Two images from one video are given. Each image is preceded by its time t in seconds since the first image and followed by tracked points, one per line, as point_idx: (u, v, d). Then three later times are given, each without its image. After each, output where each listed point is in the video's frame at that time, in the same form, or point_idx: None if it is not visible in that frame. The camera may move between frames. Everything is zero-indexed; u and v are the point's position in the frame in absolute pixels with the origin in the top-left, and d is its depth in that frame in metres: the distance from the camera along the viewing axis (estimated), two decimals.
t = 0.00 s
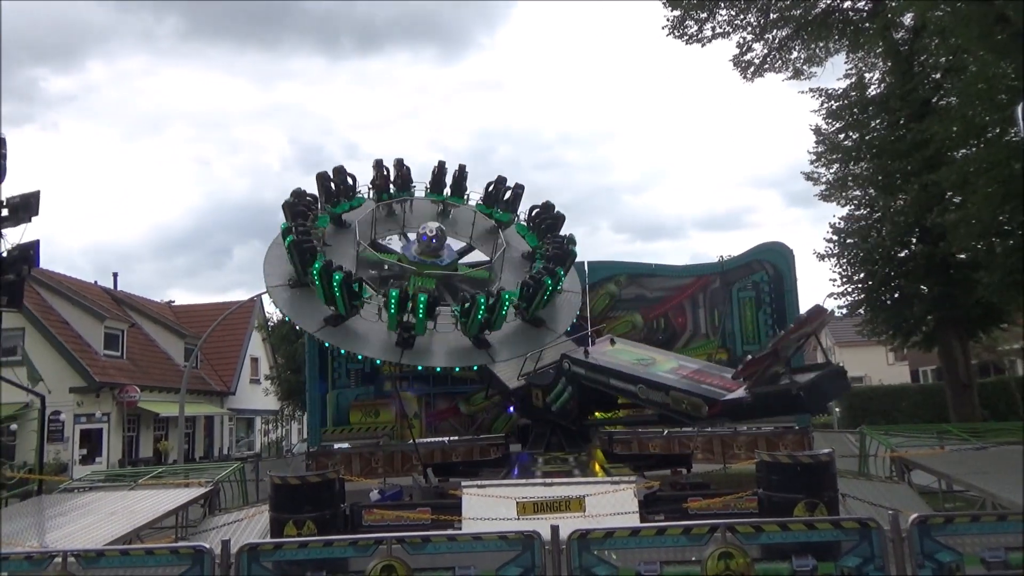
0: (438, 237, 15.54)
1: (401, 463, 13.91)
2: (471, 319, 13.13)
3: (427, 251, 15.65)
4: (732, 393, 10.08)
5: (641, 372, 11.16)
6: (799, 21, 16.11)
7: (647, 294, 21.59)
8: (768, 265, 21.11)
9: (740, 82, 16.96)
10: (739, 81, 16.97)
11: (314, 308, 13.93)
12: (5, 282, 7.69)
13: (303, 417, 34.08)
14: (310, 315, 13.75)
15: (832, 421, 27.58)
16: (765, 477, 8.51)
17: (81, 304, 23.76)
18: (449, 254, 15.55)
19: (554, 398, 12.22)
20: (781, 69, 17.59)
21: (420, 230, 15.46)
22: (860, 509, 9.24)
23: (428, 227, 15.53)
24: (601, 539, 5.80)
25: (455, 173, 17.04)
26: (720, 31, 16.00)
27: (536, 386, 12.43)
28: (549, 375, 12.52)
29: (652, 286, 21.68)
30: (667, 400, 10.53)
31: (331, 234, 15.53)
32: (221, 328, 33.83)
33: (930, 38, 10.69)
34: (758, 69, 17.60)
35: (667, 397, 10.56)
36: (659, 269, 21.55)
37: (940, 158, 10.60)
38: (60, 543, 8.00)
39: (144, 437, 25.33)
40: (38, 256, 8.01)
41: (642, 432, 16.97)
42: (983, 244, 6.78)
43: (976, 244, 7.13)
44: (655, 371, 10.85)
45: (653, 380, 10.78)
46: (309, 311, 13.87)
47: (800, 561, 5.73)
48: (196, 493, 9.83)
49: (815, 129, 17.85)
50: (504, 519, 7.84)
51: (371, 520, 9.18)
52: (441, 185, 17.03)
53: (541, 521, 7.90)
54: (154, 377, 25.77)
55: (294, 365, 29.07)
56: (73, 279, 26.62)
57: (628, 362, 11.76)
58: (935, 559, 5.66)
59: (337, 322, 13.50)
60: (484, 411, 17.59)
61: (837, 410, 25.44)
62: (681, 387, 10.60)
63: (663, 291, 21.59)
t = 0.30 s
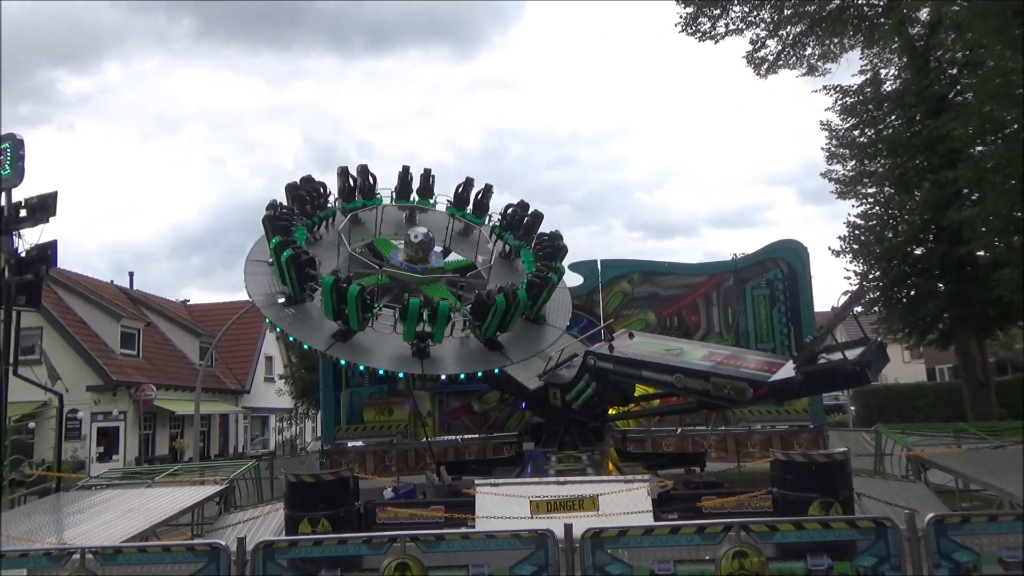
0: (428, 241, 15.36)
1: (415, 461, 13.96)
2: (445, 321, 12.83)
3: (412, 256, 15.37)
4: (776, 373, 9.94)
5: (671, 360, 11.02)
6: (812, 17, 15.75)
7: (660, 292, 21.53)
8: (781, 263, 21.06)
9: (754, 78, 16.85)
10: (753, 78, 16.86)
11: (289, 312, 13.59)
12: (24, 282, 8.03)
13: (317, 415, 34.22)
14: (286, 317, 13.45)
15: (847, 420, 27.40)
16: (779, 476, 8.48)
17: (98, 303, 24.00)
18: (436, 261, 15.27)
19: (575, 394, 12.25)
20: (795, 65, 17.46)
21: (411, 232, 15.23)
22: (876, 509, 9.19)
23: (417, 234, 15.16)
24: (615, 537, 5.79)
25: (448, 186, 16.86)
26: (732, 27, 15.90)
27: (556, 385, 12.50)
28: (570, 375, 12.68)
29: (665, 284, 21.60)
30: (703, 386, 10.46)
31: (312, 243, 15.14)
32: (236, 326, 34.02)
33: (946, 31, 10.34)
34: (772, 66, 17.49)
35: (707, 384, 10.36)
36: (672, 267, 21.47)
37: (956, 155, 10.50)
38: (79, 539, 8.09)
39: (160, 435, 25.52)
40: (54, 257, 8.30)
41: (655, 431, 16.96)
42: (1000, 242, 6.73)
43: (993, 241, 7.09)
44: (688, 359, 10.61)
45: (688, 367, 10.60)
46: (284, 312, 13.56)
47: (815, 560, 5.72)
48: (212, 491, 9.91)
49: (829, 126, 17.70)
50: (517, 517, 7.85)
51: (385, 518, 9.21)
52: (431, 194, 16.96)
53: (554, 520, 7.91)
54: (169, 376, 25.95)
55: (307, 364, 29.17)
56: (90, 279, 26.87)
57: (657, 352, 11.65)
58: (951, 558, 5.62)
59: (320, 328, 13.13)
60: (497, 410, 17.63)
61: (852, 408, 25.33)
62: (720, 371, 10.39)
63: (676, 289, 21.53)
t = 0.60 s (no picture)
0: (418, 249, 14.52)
1: (427, 458, 14.02)
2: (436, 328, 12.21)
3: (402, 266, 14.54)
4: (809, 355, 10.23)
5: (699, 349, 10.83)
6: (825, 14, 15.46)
7: (672, 290, 21.44)
8: (794, 260, 21.02)
9: (766, 75, 16.76)
10: (765, 75, 16.77)
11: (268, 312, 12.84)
12: (40, 282, 8.16)
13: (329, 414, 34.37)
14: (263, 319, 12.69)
15: (862, 418, 27.22)
16: (792, 474, 8.45)
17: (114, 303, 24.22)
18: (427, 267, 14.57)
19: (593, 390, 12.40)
20: (808, 61, 17.35)
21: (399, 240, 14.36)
22: (890, 508, 9.15)
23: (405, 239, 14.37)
24: (627, 536, 5.79)
25: (447, 194, 16.59)
26: (744, 24, 15.82)
27: (571, 384, 12.63)
28: (584, 374, 12.78)
29: (678, 282, 21.55)
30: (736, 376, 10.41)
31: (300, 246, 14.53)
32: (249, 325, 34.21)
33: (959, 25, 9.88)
34: (784, 62, 17.39)
35: (739, 370, 10.47)
36: (684, 265, 21.41)
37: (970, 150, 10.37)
38: (95, 537, 8.17)
39: (174, 433, 25.70)
40: (70, 257, 8.29)
41: (667, 429, 16.92)
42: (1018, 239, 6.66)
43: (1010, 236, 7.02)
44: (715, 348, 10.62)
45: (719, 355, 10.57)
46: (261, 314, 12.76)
47: (828, 559, 5.69)
48: (226, 489, 9.97)
49: (842, 122, 17.57)
50: (529, 516, 7.85)
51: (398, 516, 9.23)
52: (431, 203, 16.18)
53: (567, 518, 7.92)
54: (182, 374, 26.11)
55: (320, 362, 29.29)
56: (105, 279, 27.09)
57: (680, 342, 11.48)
58: (967, 558, 5.58)
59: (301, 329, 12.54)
60: (508, 408, 17.65)
61: (866, 406, 25.18)
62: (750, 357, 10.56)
63: (688, 287, 21.49)
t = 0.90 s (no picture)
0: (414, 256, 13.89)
1: (436, 457, 14.04)
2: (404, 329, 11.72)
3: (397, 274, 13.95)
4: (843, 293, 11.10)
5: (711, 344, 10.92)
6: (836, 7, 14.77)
7: (682, 288, 21.41)
8: (805, 257, 20.93)
9: (776, 72, 16.69)
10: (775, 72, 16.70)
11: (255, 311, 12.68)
12: (53, 282, 8.24)
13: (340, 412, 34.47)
14: (257, 324, 12.43)
15: (874, 417, 27.07)
16: (803, 472, 8.42)
17: (125, 302, 24.36)
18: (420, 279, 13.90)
19: (609, 386, 12.94)
20: (818, 58, 17.24)
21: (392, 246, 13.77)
22: (902, 506, 9.11)
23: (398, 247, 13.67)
24: (637, 534, 5.78)
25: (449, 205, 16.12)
26: (753, 20, 15.75)
27: (586, 381, 12.94)
28: (599, 371, 13.13)
29: (687, 280, 21.50)
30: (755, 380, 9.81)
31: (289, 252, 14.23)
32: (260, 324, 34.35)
33: (970, 21, 9.44)
34: (794, 59, 17.31)
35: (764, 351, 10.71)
36: (694, 263, 21.37)
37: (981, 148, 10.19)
38: (108, 535, 8.22)
39: (186, 432, 25.82)
40: (83, 257, 8.42)
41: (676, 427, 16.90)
42: None
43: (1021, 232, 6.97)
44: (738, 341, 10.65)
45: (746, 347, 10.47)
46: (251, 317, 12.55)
47: (840, 558, 5.67)
48: (237, 487, 10.01)
49: (853, 119, 17.44)
50: (539, 514, 7.86)
51: (408, 514, 9.25)
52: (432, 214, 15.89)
53: (576, 516, 7.92)
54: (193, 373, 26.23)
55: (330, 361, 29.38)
56: (117, 278, 27.27)
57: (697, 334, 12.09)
58: (981, 557, 5.55)
59: (291, 335, 12.10)
60: (518, 406, 17.67)
61: (878, 404, 25.06)
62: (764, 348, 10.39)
63: (698, 285, 21.44)
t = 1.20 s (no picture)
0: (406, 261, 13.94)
1: (444, 455, 14.07)
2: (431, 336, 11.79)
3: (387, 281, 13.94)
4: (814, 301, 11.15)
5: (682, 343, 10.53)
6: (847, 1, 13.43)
7: (689, 286, 21.38)
8: (813, 255, 20.87)
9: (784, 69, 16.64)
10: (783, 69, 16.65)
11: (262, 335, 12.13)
12: (62, 281, 8.26)
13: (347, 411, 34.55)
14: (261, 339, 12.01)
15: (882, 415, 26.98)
16: (811, 471, 8.40)
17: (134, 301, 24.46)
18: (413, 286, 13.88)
19: (620, 383, 12.82)
20: (826, 55, 17.17)
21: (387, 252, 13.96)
22: (911, 505, 9.08)
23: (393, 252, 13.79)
24: (645, 533, 5.77)
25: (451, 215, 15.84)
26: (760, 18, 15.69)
27: (598, 380, 12.82)
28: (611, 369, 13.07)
29: (695, 278, 21.47)
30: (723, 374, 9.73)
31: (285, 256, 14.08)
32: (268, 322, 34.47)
33: (981, 17, 9.35)
34: (802, 56, 17.26)
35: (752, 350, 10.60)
36: (701, 261, 21.34)
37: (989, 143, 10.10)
38: (116, 532, 8.26)
39: (194, 430, 25.92)
40: (92, 256, 8.42)
41: (684, 426, 16.89)
42: None
43: None
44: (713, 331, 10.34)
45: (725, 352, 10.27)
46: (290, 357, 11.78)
47: (849, 557, 5.64)
48: (246, 485, 10.04)
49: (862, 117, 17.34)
50: (546, 512, 7.86)
51: (415, 512, 9.26)
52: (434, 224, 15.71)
53: (584, 515, 7.93)
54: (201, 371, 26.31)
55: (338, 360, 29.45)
56: (127, 277, 27.40)
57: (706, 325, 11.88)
58: (991, 556, 5.54)
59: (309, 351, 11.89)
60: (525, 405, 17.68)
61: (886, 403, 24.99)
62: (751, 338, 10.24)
63: (705, 284, 21.41)
